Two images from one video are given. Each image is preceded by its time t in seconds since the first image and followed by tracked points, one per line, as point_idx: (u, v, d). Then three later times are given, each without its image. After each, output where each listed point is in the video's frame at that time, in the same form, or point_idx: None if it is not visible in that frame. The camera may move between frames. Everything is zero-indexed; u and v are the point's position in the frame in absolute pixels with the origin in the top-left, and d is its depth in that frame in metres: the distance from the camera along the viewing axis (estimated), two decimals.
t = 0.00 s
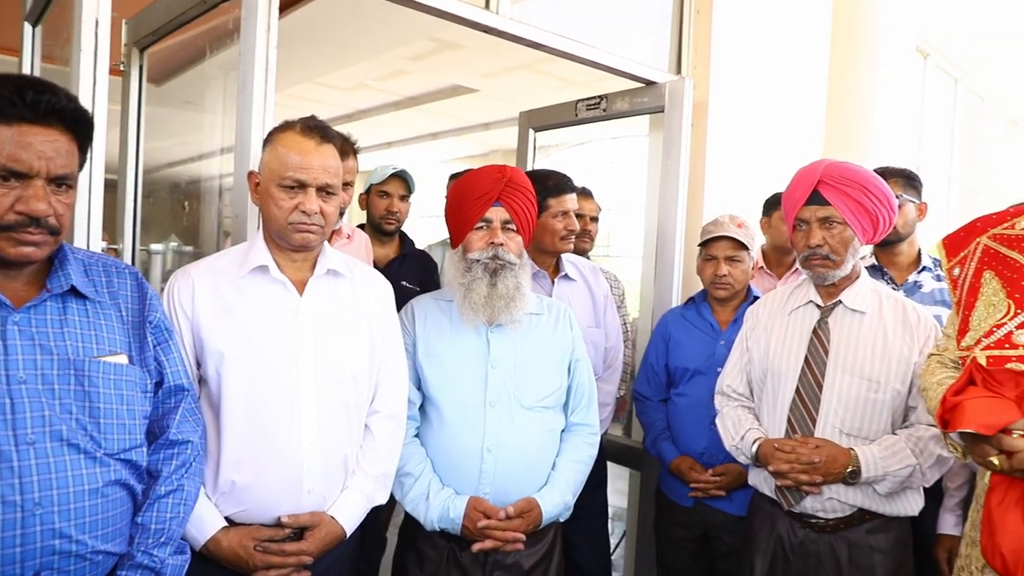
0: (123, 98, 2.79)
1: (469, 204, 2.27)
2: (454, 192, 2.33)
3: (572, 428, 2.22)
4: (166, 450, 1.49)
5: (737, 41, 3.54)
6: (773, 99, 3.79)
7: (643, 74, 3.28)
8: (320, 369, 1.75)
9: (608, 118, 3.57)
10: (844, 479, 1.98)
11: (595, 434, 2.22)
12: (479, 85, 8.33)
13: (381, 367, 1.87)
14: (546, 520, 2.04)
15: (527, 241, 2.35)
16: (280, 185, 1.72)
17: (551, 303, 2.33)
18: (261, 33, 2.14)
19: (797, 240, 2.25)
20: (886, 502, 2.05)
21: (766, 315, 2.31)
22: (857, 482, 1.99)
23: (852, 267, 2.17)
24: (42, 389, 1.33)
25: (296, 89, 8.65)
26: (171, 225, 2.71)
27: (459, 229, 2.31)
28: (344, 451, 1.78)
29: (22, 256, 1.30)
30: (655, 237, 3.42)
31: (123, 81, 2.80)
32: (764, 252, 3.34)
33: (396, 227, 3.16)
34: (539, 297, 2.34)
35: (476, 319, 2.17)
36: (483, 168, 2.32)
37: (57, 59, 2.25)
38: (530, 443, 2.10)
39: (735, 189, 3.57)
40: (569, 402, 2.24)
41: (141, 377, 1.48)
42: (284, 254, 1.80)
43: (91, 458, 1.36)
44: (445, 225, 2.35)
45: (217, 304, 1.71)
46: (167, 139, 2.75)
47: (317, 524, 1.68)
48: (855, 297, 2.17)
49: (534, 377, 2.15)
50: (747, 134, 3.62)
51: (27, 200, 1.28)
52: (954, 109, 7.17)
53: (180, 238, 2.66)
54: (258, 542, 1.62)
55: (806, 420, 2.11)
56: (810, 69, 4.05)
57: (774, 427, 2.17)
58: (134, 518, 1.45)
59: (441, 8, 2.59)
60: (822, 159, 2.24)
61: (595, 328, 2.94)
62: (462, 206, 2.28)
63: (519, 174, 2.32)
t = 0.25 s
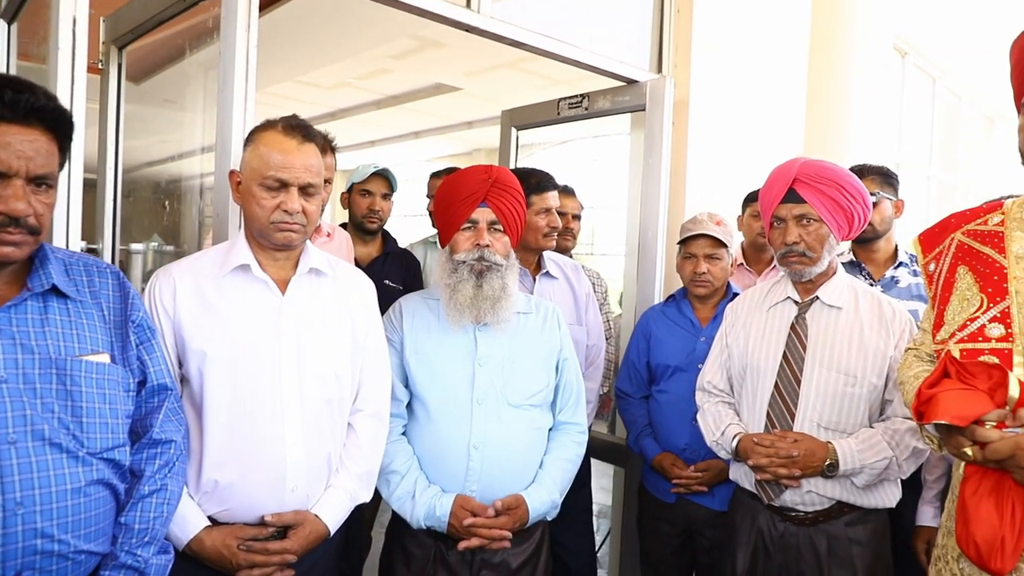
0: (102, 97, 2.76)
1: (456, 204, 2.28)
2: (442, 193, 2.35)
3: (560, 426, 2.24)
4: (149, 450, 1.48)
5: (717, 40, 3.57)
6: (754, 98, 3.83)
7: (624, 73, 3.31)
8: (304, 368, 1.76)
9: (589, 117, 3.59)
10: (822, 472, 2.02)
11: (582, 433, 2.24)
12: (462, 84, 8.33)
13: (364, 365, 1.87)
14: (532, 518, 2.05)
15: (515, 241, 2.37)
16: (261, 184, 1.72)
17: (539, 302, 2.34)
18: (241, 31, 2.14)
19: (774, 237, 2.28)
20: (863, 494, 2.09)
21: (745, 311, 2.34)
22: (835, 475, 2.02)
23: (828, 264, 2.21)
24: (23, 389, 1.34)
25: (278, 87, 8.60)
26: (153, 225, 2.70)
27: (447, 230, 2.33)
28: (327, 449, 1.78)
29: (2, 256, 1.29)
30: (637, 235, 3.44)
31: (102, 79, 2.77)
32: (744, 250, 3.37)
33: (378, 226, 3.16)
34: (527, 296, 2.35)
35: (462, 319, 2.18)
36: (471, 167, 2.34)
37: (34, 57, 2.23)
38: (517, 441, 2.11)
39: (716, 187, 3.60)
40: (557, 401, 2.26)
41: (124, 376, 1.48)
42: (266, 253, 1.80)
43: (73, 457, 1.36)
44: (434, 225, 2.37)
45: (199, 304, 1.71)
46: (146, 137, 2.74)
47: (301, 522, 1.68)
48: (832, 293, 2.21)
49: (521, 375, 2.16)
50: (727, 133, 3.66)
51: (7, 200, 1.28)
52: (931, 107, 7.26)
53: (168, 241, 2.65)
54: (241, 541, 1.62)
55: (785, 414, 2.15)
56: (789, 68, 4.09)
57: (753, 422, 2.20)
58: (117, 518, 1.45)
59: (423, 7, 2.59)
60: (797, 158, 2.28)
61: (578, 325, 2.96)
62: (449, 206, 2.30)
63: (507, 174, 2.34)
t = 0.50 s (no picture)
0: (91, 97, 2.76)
1: (448, 205, 2.29)
2: (434, 191, 2.35)
3: (551, 426, 2.25)
4: (137, 449, 1.49)
5: (705, 42, 3.59)
6: (741, 99, 3.86)
7: (612, 74, 3.33)
8: (293, 367, 1.77)
9: (578, 117, 3.61)
10: (806, 470, 2.04)
11: (573, 431, 2.25)
12: (453, 84, 8.34)
13: (352, 365, 1.89)
14: (521, 515, 2.06)
15: (508, 242, 2.39)
16: (249, 185, 1.73)
17: (531, 301, 2.36)
18: (229, 32, 2.15)
19: (757, 237, 2.31)
20: (846, 491, 2.11)
21: (729, 311, 2.37)
22: (819, 472, 2.05)
23: (811, 264, 2.24)
24: (10, 388, 1.34)
25: (268, 87, 8.59)
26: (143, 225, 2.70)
27: (438, 229, 2.35)
28: (315, 447, 1.79)
29: None
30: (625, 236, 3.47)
31: (90, 79, 2.77)
32: (730, 250, 3.40)
33: (367, 226, 3.17)
34: (519, 295, 2.37)
35: (453, 319, 2.19)
36: (465, 167, 2.34)
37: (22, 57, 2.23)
38: (508, 441, 2.12)
39: (703, 187, 3.63)
40: (548, 400, 2.28)
41: (112, 375, 1.49)
42: (254, 254, 1.81)
43: (61, 456, 1.37)
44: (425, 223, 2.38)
45: (187, 304, 1.72)
46: (135, 137, 2.74)
47: (289, 520, 1.70)
48: (815, 293, 2.24)
49: (512, 375, 2.18)
50: (715, 134, 3.68)
51: None
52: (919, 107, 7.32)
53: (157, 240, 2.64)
54: (229, 539, 1.63)
55: (769, 412, 2.17)
56: (776, 69, 4.12)
57: (739, 421, 2.23)
58: (104, 516, 1.46)
59: (412, 9, 2.61)
60: (780, 159, 2.30)
61: (566, 325, 2.97)
62: (440, 206, 2.31)
63: (500, 175, 2.34)
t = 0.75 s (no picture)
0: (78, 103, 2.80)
1: (434, 206, 2.33)
2: (421, 193, 2.39)
3: (534, 424, 2.28)
4: (121, 451, 1.51)
5: (687, 48, 3.64)
6: (723, 103, 3.92)
7: (595, 80, 3.37)
8: (278, 370, 1.80)
9: (563, 122, 3.65)
10: (783, 468, 2.08)
11: (556, 430, 2.28)
12: (441, 89, 8.38)
13: (337, 367, 1.92)
14: (503, 514, 2.09)
15: (493, 242, 2.42)
16: (234, 191, 1.76)
17: (516, 302, 2.40)
18: (213, 40, 2.17)
19: (736, 240, 2.35)
20: (823, 488, 2.15)
21: (710, 313, 2.41)
22: (796, 470, 2.09)
23: (788, 266, 2.29)
24: None
25: (256, 92, 8.59)
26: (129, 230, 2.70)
27: (426, 229, 2.37)
28: (300, 449, 1.82)
29: None
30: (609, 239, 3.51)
31: (77, 86, 2.81)
32: (712, 253, 3.44)
33: (353, 231, 3.19)
34: (504, 295, 2.41)
35: (439, 320, 2.22)
36: (452, 169, 2.38)
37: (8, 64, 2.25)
38: (493, 441, 2.15)
39: (686, 191, 3.67)
40: (532, 400, 2.31)
41: (97, 379, 1.51)
42: (240, 259, 1.84)
43: (45, 459, 1.39)
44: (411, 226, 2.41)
45: (172, 308, 1.74)
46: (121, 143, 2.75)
47: (273, 521, 1.72)
48: (792, 294, 2.28)
49: (496, 376, 2.21)
50: (697, 138, 3.73)
51: None
52: (901, 112, 7.41)
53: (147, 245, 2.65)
54: (215, 540, 1.65)
55: (748, 412, 2.22)
56: (758, 74, 4.18)
57: (718, 420, 2.27)
58: (89, 518, 1.48)
59: (395, 16, 2.64)
60: (757, 164, 2.35)
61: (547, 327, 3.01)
62: (427, 208, 2.34)
63: (487, 176, 2.39)
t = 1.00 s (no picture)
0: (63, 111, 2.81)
1: (416, 212, 2.37)
2: (403, 199, 2.42)
3: (516, 424, 2.33)
4: (109, 453, 1.55)
5: (666, 55, 3.71)
6: (704, 108, 3.98)
7: (576, 86, 3.43)
8: (263, 373, 1.83)
9: (544, 128, 3.71)
10: (760, 463, 2.13)
11: (536, 429, 2.33)
12: (427, 94, 8.43)
13: (321, 370, 1.96)
14: (484, 512, 2.12)
15: (474, 247, 2.46)
16: (219, 199, 1.79)
17: (496, 305, 2.44)
18: (198, 51, 2.21)
19: (713, 243, 2.40)
20: (799, 483, 2.21)
21: (688, 314, 2.47)
22: (772, 466, 2.14)
23: (763, 267, 2.35)
24: None
25: (243, 98, 8.61)
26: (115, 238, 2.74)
27: (408, 234, 2.41)
28: (286, 450, 1.86)
29: None
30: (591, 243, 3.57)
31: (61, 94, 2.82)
32: (693, 256, 3.50)
33: (339, 236, 3.23)
34: (484, 298, 2.45)
35: (422, 326, 2.27)
36: (432, 177, 2.42)
37: None
38: (475, 441, 2.20)
39: (667, 195, 3.74)
40: (513, 400, 2.36)
41: (84, 383, 1.54)
42: (225, 265, 1.88)
43: (35, 461, 1.42)
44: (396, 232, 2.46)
45: (158, 313, 1.78)
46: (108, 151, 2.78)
47: (260, 521, 1.76)
48: (768, 295, 2.34)
49: (478, 378, 2.26)
50: (678, 143, 3.80)
51: None
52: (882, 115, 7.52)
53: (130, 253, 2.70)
54: (202, 540, 1.68)
55: (725, 410, 2.27)
56: (738, 80, 4.25)
57: (697, 418, 2.32)
58: (77, 519, 1.51)
59: (378, 25, 2.68)
60: (733, 168, 2.40)
61: (531, 329, 3.07)
62: (409, 213, 2.39)
63: (467, 183, 2.42)
